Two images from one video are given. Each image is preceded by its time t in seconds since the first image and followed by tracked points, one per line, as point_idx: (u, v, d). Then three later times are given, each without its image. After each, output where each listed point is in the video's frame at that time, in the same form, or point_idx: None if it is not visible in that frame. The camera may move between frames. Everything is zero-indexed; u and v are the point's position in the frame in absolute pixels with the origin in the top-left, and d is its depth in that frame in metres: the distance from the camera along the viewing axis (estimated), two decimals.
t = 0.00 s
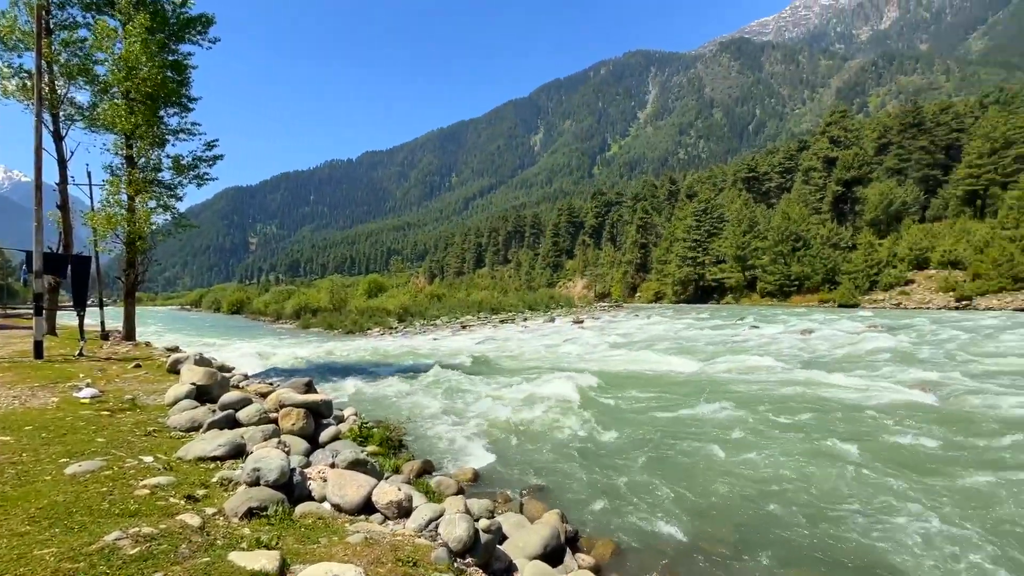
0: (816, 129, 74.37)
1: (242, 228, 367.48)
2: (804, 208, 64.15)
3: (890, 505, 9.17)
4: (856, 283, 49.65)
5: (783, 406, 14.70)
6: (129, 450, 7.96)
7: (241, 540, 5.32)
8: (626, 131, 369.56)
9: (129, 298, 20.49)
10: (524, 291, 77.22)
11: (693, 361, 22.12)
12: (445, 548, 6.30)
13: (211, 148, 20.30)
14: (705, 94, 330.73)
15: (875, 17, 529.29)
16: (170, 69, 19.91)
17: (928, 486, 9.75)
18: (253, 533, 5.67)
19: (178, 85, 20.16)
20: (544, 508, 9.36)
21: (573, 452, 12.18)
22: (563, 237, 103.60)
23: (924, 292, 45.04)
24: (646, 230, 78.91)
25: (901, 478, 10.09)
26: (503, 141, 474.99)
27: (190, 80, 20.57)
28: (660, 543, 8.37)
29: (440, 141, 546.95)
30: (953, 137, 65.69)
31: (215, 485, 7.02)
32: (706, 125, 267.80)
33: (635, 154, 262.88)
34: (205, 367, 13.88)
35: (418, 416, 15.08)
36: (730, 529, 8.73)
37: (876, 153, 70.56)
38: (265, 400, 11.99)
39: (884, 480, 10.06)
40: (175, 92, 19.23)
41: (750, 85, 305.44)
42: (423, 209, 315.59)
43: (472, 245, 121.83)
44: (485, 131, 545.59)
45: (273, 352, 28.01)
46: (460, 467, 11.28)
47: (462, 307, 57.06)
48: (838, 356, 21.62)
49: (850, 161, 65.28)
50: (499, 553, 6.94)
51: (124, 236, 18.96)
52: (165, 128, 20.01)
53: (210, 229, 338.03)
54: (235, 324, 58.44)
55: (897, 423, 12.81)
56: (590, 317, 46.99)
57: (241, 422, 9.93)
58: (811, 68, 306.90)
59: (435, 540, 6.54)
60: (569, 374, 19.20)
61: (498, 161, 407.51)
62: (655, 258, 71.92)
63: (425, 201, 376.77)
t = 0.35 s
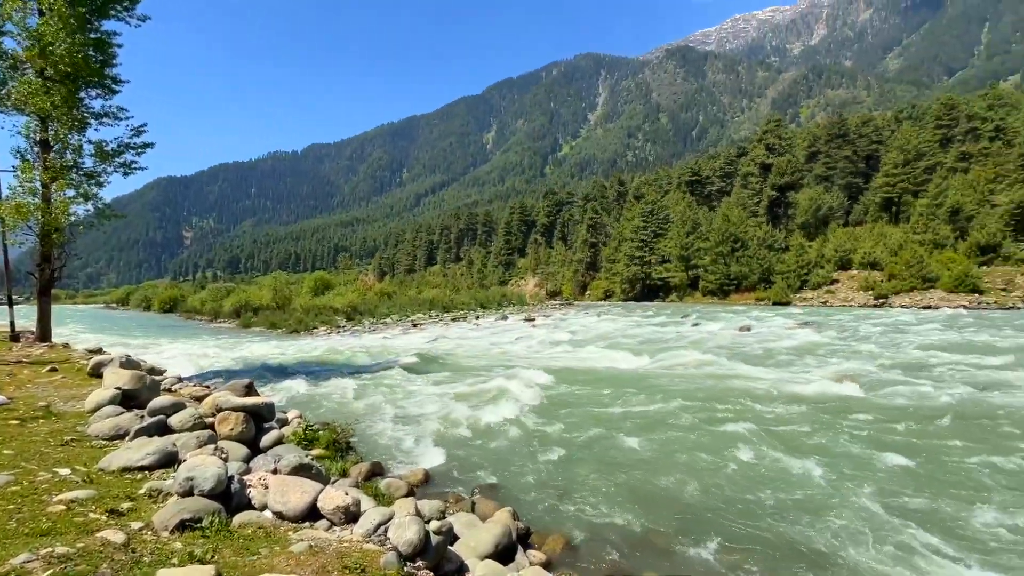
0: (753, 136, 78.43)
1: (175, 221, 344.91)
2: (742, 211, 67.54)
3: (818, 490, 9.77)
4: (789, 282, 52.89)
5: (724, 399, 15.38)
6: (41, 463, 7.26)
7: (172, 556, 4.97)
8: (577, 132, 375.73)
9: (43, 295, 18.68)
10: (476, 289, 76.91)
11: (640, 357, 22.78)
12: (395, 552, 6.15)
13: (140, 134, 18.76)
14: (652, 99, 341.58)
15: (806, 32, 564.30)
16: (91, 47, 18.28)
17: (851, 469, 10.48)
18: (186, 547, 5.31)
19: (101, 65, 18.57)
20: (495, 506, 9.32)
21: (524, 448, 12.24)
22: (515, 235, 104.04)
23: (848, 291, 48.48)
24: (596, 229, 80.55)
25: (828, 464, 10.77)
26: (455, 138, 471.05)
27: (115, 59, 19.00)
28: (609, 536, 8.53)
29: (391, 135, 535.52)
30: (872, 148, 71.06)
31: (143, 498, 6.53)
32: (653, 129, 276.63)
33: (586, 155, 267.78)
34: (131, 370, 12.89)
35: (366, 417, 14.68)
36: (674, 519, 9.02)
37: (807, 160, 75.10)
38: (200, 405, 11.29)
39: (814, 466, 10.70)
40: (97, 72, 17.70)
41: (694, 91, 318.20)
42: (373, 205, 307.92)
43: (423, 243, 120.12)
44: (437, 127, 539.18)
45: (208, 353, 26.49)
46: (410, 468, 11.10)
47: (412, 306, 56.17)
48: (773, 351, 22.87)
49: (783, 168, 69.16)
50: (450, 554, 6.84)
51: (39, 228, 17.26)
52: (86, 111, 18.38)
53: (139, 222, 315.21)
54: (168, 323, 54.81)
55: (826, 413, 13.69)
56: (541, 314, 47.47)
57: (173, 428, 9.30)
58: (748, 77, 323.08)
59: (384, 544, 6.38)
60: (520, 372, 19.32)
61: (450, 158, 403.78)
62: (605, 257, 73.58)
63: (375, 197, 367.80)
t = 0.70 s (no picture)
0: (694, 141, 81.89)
1: (95, 212, 317.76)
2: (684, 213, 70.45)
3: (741, 471, 10.37)
4: (726, 281, 55.68)
5: (668, 392, 15.91)
6: None
7: None
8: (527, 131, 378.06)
9: None
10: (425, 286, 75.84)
11: (588, 354, 23.21)
12: (341, 560, 5.94)
13: (52, 116, 16.97)
14: (600, 100, 349.07)
15: (742, 44, 594.67)
16: None
17: (780, 453, 11.11)
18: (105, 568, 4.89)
19: (4, 37, 16.65)
20: (445, 506, 9.22)
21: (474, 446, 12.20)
22: (465, 232, 103.44)
23: (779, 290, 51.58)
24: (545, 228, 81.50)
25: (761, 449, 11.37)
26: (404, 133, 462.02)
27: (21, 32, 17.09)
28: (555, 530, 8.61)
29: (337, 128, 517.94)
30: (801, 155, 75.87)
31: (57, 515, 5.98)
32: (601, 130, 282.82)
33: (536, 154, 270.00)
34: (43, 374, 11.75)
35: (309, 419, 14.13)
36: (618, 509, 9.24)
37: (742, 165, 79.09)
38: (122, 411, 10.42)
39: (748, 451, 11.25)
40: None
41: (639, 95, 327.89)
42: (317, 199, 296.64)
43: (371, 239, 117.04)
44: (385, 121, 526.70)
45: (132, 354, 24.61)
46: (357, 470, 10.79)
47: (359, 303, 54.58)
48: (712, 346, 23.93)
49: (722, 172, 73.47)
50: (400, 560, 6.66)
51: None
52: None
53: (53, 213, 287.98)
54: (87, 323, 50.51)
55: (760, 404, 14.47)
56: (491, 312, 47.52)
57: (91, 437, 8.55)
58: (690, 85, 336.82)
59: (330, 552, 6.15)
60: (470, 370, 19.21)
61: (398, 152, 395.68)
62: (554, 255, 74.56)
63: (319, 191, 354.55)
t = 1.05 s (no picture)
0: (637, 143, 84.61)
1: None
2: (628, 212, 72.58)
3: (686, 460, 10.82)
4: (667, 278, 57.88)
5: (612, 387, 16.33)
6: None
7: None
8: (476, 127, 376.21)
9: None
10: (370, 283, 73.90)
11: (536, 350, 23.48)
12: (281, 571, 5.66)
13: None
14: (548, 99, 352.79)
15: (682, 51, 618.79)
16: None
17: (715, 442, 11.69)
18: None
19: None
20: (394, 507, 9.04)
21: (422, 444, 12.09)
22: (412, 228, 101.88)
23: (715, 287, 54.23)
24: (493, 225, 81.56)
25: (699, 439, 11.91)
26: (349, 124, 447.47)
27: None
28: (503, 526, 8.64)
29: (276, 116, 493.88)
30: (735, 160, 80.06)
31: None
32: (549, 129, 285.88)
33: (484, 150, 269.21)
34: None
35: (247, 423, 13.43)
36: (564, 502, 9.40)
37: (682, 167, 82.31)
38: (30, 420, 9.48)
39: (692, 442, 11.75)
40: None
41: (586, 96, 334.18)
42: (254, 191, 281.74)
43: (313, 233, 112.65)
44: (328, 111, 507.89)
45: (42, 357, 22.44)
46: (300, 474, 10.37)
47: (300, 301, 52.41)
48: (653, 341, 24.80)
49: (663, 174, 76.67)
50: (345, 566, 6.44)
51: None
52: None
53: None
54: None
55: (699, 395, 15.16)
56: (439, 309, 47.03)
57: None
58: (634, 88, 346.99)
59: (269, 563, 5.86)
60: (419, 367, 18.93)
61: (342, 144, 382.46)
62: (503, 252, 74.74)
63: (256, 182, 336.80)
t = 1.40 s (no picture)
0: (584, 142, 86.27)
1: None
2: (574, 209, 73.93)
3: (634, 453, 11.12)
4: (611, 274, 59.41)
5: (558, 381, 16.63)
6: None
7: None
8: (423, 120, 369.62)
9: None
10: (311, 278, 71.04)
11: (484, 345, 23.54)
12: None
13: None
14: (496, 95, 352.06)
15: (626, 53, 635.93)
16: None
17: (655, 433, 12.16)
18: None
19: None
20: (339, 510, 8.75)
21: (367, 444, 11.80)
22: (356, 223, 99.70)
23: (656, 283, 56.37)
24: (441, 220, 80.78)
25: (641, 430, 12.34)
26: (288, 112, 427.21)
27: None
28: (451, 525, 8.57)
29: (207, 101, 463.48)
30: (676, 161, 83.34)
31: None
32: (497, 125, 285.47)
33: (432, 144, 265.23)
34: None
35: (176, 429, 12.59)
36: (511, 498, 9.47)
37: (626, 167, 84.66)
38: None
39: (637, 434, 12.10)
40: None
41: (534, 93, 336.38)
42: (183, 181, 263.45)
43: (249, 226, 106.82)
44: (265, 98, 482.67)
45: None
46: (235, 481, 9.83)
47: (235, 298, 49.56)
48: (598, 336, 25.50)
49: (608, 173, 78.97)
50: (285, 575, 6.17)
51: None
52: None
53: None
54: None
55: (641, 388, 15.71)
56: (385, 305, 46.07)
57: None
58: (580, 87, 352.80)
59: None
60: (365, 366, 18.42)
61: (280, 133, 364.58)
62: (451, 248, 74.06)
63: (185, 171, 314.96)
